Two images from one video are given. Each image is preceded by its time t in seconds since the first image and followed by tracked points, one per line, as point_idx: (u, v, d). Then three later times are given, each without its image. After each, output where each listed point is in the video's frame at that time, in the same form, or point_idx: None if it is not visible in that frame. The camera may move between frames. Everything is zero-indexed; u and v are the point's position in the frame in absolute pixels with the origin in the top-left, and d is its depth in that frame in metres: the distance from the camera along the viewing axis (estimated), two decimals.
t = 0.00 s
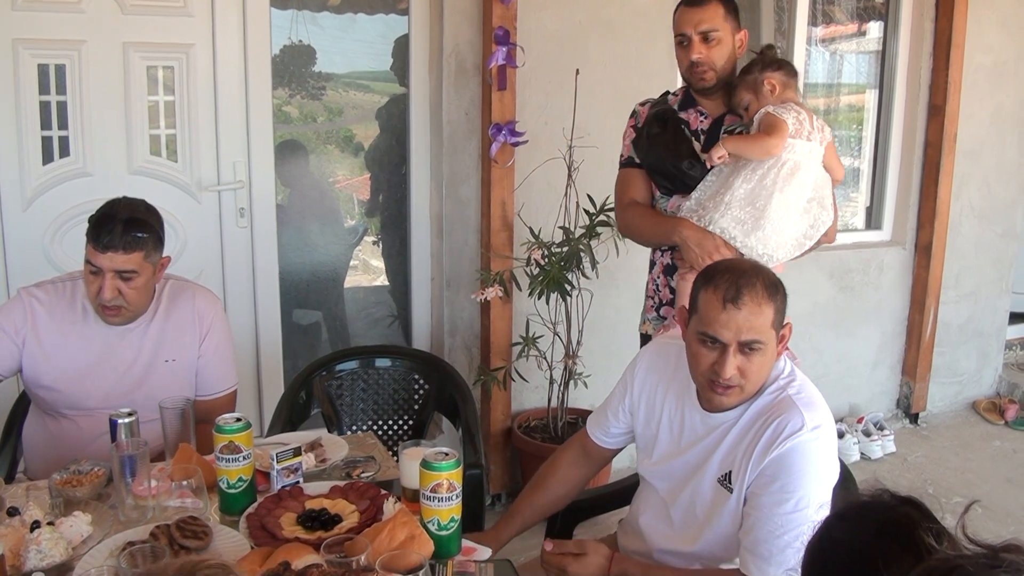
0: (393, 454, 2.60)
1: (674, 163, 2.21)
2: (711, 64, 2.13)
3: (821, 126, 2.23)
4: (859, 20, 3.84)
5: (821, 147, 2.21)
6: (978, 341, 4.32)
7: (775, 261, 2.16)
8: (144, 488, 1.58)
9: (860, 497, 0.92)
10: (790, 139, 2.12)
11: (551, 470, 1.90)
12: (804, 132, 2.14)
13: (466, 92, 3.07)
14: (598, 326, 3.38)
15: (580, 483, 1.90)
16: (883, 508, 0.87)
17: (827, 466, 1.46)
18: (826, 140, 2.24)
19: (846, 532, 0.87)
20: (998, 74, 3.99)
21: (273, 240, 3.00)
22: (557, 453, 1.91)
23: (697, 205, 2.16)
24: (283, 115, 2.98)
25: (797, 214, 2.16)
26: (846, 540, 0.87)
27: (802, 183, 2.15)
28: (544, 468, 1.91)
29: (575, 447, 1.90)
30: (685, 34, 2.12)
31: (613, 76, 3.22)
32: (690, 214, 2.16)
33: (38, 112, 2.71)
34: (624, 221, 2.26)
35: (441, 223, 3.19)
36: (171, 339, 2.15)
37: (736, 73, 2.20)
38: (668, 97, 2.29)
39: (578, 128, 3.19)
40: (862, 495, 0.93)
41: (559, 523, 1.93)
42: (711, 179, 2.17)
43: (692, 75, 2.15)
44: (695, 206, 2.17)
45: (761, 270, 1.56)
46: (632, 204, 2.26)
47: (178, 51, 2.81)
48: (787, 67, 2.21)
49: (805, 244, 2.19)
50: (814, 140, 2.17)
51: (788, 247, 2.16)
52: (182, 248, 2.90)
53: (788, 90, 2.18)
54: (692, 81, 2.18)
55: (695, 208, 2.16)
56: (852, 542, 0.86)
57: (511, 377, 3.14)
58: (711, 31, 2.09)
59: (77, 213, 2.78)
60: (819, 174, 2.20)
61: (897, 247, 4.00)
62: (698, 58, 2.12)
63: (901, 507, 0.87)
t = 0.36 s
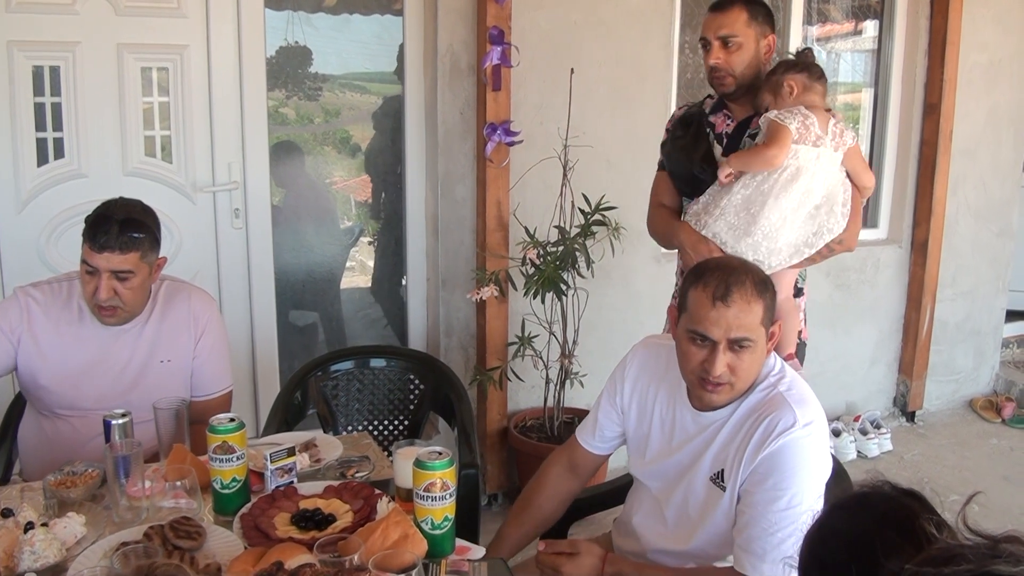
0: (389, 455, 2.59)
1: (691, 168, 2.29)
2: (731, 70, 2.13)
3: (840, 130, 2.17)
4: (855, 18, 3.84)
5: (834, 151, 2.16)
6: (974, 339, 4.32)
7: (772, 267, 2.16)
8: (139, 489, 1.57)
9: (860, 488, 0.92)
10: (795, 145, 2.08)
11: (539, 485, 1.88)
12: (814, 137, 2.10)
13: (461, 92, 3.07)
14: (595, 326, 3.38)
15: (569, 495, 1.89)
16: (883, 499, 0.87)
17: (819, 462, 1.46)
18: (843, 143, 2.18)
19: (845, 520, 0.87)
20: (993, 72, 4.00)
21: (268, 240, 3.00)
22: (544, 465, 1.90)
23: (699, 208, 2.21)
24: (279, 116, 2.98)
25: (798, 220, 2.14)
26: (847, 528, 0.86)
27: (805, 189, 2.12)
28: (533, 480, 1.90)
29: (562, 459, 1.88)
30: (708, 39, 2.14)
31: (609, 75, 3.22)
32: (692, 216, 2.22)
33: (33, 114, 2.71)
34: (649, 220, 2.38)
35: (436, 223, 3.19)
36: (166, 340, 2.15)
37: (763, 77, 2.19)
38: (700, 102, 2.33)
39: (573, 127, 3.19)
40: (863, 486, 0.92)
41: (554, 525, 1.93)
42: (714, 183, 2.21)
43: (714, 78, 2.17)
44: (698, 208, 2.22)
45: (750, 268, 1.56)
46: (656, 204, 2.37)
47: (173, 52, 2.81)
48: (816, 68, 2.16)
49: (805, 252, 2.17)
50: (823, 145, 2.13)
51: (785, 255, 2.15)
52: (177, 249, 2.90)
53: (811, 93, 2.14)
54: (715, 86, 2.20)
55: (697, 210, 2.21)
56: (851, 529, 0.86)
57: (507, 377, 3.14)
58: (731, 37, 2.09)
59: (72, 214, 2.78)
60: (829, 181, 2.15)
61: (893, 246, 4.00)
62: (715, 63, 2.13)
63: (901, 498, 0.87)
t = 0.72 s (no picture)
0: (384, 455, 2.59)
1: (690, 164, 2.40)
2: (730, 69, 2.22)
3: (828, 125, 2.14)
4: (849, 17, 3.85)
5: (817, 147, 2.14)
6: (970, 337, 4.33)
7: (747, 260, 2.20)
8: (133, 491, 1.56)
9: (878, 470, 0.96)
10: (768, 137, 2.12)
11: (532, 482, 1.88)
12: (792, 130, 2.11)
13: (455, 91, 3.07)
14: (590, 326, 3.39)
15: (562, 491, 1.89)
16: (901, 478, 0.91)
17: (812, 461, 1.46)
18: (830, 139, 2.14)
19: (865, 495, 0.91)
20: (987, 69, 4.01)
21: (263, 241, 3.00)
22: (537, 462, 1.89)
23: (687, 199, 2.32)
24: (274, 117, 2.98)
25: (773, 212, 2.16)
26: (866, 501, 0.90)
27: (780, 183, 2.13)
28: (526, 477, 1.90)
29: (555, 455, 1.88)
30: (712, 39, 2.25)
31: (603, 75, 3.22)
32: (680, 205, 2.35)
33: (27, 116, 2.70)
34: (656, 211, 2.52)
35: (431, 223, 3.19)
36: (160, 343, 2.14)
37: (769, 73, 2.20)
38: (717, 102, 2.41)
39: (567, 127, 3.19)
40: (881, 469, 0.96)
41: (550, 524, 1.93)
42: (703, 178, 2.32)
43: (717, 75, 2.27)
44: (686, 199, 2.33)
45: (742, 266, 1.56)
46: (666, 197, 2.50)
47: (167, 54, 2.80)
48: (821, 61, 2.11)
49: (778, 247, 2.18)
50: (803, 139, 2.12)
51: (758, 249, 2.18)
52: (171, 251, 2.89)
53: (808, 88, 2.10)
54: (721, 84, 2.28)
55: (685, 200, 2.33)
56: (870, 501, 0.89)
57: (502, 377, 3.14)
58: (727, 36, 2.18)
59: (66, 217, 2.77)
60: (808, 176, 2.14)
61: (888, 244, 4.01)
62: (713, 61, 2.23)
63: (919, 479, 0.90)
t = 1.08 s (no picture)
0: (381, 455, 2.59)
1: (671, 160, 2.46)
2: (711, 69, 2.31)
3: (797, 119, 2.18)
4: (843, 15, 3.85)
5: (785, 141, 2.18)
6: (965, 335, 4.33)
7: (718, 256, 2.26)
8: (128, 493, 1.56)
9: (875, 468, 0.95)
10: (733, 134, 2.20)
11: (529, 483, 1.87)
12: (758, 126, 2.17)
13: (450, 90, 3.07)
14: (586, 325, 3.38)
15: (561, 490, 1.88)
16: (899, 476, 0.90)
17: (811, 459, 1.46)
18: (798, 133, 2.18)
19: (862, 492, 0.90)
20: (982, 67, 4.01)
21: (258, 241, 2.99)
22: (534, 462, 1.89)
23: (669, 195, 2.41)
24: (268, 116, 2.97)
25: (742, 207, 2.22)
26: (864, 498, 0.90)
27: (746, 178, 2.20)
28: (523, 477, 1.89)
29: (553, 455, 1.88)
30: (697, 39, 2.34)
31: (599, 74, 3.21)
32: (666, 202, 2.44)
33: (20, 116, 2.69)
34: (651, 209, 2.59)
35: (427, 223, 3.18)
36: (153, 344, 2.13)
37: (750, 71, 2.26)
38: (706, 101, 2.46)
39: (563, 126, 3.19)
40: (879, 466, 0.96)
41: (548, 523, 1.93)
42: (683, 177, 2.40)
43: (700, 78, 2.37)
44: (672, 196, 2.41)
45: (740, 264, 1.56)
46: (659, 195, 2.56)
47: (161, 53, 2.79)
48: (793, 56, 2.16)
49: (746, 241, 2.22)
50: (768, 135, 2.17)
51: (726, 244, 2.24)
52: (165, 251, 2.88)
53: (779, 83, 2.16)
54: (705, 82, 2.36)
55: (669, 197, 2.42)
56: (866, 499, 0.89)
57: (499, 376, 3.14)
58: (705, 37, 2.27)
59: (60, 217, 2.76)
60: (775, 170, 2.19)
61: (883, 242, 4.01)
62: (694, 61, 2.33)
63: (917, 479, 0.89)
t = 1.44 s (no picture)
0: (377, 453, 2.58)
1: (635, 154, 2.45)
2: (671, 64, 2.29)
3: (747, 114, 2.17)
4: (839, 13, 3.85)
5: (734, 136, 2.17)
6: (960, 332, 4.34)
7: (669, 249, 2.23)
8: (126, 492, 1.55)
9: (878, 467, 0.96)
10: (684, 129, 2.19)
11: (526, 483, 1.87)
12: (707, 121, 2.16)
13: (446, 87, 3.05)
14: (582, 322, 3.38)
15: (558, 490, 1.88)
16: (904, 477, 0.91)
17: (810, 458, 1.46)
18: (747, 129, 2.17)
19: (868, 494, 0.91)
20: (977, 66, 4.02)
21: (254, 239, 2.98)
22: (531, 462, 1.88)
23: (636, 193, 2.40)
24: (263, 114, 2.96)
25: (692, 200, 2.20)
26: (869, 500, 0.90)
27: (696, 172, 2.17)
28: (520, 477, 1.89)
29: (550, 456, 1.87)
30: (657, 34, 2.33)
31: (594, 72, 3.21)
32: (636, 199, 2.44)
33: (14, 113, 2.67)
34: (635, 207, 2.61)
35: (422, 220, 3.18)
36: (148, 343, 2.12)
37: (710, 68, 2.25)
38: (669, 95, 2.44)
39: (559, 124, 3.18)
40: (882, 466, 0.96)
41: (546, 523, 1.92)
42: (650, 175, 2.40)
43: (661, 71, 2.35)
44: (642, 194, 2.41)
45: (739, 263, 1.56)
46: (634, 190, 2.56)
47: (156, 49, 2.77)
48: (744, 54, 2.13)
49: (696, 234, 2.19)
50: (718, 130, 2.16)
51: (676, 238, 2.21)
52: (160, 249, 2.86)
53: (731, 81, 2.14)
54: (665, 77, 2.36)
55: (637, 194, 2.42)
56: (872, 500, 0.90)
57: (495, 374, 3.13)
58: (664, 32, 2.26)
59: (54, 214, 2.75)
60: (725, 164, 2.17)
61: (878, 240, 4.02)
62: (654, 57, 2.32)
63: (923, 478, 0.90)
